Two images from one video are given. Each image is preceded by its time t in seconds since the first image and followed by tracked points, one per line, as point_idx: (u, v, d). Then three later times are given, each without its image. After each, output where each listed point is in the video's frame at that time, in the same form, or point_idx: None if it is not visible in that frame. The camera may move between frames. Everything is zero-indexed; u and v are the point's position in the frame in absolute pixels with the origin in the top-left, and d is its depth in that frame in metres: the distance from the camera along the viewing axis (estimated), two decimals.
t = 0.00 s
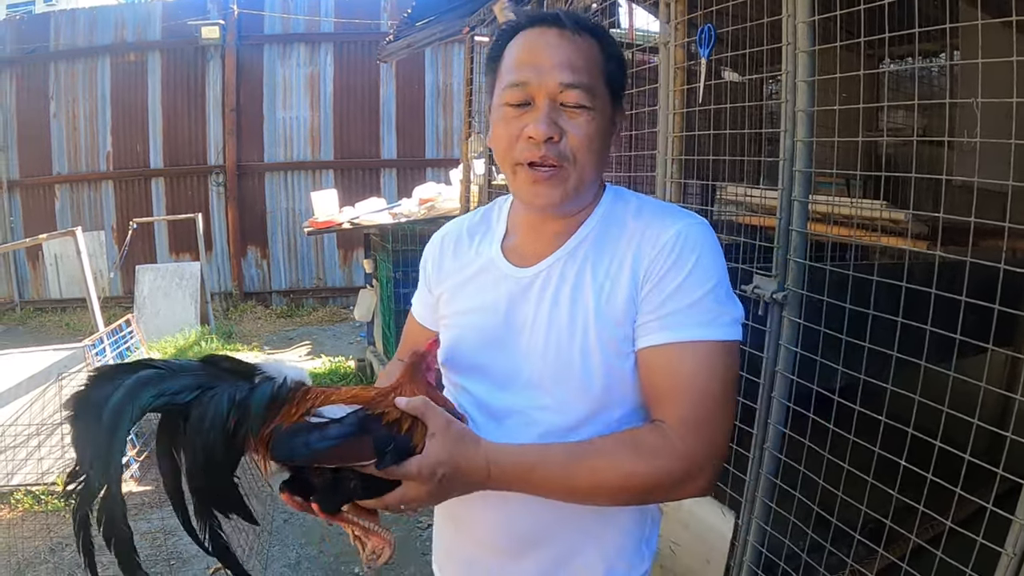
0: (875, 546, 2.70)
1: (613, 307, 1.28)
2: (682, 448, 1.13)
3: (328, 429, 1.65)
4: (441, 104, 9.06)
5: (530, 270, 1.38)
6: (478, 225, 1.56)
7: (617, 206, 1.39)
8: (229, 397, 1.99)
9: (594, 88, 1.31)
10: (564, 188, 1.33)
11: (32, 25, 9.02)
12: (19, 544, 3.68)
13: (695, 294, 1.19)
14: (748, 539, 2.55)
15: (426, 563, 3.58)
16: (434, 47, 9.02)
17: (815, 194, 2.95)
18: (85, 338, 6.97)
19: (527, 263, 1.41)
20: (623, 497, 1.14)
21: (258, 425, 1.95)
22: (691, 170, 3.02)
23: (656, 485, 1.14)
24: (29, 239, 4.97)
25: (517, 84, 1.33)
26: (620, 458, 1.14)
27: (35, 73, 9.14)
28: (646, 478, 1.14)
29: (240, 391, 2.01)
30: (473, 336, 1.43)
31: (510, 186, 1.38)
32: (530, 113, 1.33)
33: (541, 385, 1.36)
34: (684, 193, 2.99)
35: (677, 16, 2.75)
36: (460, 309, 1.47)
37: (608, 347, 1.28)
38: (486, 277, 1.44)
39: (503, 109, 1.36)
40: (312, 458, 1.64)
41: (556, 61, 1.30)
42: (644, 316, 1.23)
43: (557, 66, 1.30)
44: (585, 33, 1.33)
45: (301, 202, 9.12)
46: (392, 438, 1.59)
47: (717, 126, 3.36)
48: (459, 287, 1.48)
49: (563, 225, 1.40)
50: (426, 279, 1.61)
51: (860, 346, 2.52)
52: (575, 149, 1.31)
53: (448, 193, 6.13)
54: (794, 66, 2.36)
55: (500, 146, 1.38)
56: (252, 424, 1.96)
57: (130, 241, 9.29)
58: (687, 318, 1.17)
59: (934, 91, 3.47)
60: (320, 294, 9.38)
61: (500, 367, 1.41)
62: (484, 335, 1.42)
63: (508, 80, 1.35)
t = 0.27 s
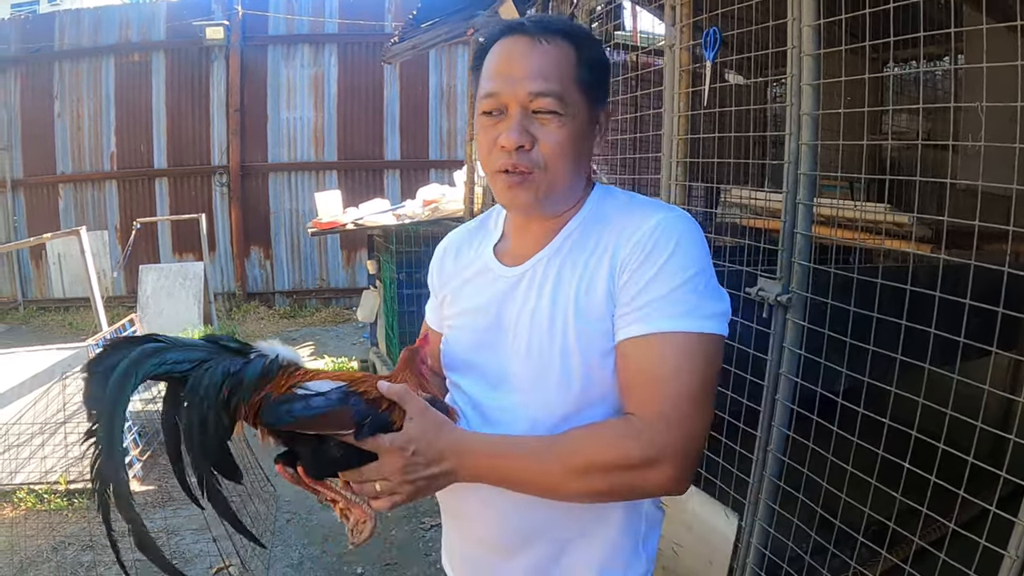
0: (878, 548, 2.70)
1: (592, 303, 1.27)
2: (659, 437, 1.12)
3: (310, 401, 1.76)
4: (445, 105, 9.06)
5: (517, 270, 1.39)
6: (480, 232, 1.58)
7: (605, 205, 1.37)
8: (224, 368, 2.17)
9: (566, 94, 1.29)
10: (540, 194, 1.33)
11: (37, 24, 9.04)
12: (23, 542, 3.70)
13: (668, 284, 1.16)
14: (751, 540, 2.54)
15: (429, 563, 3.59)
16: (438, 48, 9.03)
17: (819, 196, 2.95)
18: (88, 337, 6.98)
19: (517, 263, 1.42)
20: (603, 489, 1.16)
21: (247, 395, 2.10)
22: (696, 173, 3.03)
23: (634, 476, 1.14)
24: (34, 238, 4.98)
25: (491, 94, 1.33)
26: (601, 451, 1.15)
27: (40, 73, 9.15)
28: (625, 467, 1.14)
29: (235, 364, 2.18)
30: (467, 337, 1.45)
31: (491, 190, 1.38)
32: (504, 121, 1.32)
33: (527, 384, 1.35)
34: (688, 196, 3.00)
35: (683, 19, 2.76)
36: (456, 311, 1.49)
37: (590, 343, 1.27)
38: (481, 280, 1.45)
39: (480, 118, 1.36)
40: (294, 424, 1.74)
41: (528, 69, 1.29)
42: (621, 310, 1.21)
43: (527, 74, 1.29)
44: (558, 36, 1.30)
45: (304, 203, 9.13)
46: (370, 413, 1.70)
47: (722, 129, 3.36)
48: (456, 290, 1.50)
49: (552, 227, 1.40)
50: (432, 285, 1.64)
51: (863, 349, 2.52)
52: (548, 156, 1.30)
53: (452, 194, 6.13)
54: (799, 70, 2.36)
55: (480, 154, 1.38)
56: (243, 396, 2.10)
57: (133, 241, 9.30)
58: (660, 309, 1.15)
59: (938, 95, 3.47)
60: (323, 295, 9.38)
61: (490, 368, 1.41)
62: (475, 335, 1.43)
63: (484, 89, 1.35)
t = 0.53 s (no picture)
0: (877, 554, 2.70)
1: (568, 305, 1.17)
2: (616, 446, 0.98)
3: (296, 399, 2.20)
4: (446, 110, 9.07)
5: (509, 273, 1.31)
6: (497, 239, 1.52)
7: (603, 205, 1.26)
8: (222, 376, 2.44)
9: (553, 94, 1.21)
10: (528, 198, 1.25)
11: (40, 27, 9.06)
12: (21, 544, 3.70)
13: (637, 283, 1.04)
14: (750, 545, 2.54)
15: (426, 568, 3.58)
16: (439, 54, 9.04)
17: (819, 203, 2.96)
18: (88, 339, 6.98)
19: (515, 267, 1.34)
20: (541, 493, 1.00)
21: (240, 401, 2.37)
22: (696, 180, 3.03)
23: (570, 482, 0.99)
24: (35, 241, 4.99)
25: (480, 95, 1.27)
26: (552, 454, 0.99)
27: (42, 75, 9.17)
28: (571, 475, 0.99)
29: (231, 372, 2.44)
30: (466, 342, 1.39)
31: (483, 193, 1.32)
32: (492, 123, 1.25)
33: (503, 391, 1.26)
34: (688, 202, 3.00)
35: (684, 27, 2.78)
36: (462, 315, 1.44)
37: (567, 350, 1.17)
38: (483, 286, 1.39)
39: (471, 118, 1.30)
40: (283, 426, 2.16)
41: (514, 69, 1.22)
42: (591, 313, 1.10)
43: (514, 74, 1.22)
44: (544, 34, 1.22)
45: (304, 207, 9.12)
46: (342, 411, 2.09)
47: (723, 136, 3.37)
48: (467, 293, 1.47)
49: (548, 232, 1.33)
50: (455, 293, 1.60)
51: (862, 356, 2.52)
52: (536, 160, 1.23)
53: (452, 199, 6.13)
54: (800, 77, 2.37)
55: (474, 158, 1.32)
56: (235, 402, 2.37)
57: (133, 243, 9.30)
58: (625, 309, 1.02)
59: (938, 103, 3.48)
60: (322, 299, 9.38)
61: (476, 373, 1.34)
62: (471, 339, 1.37)
63: (476, 91, 1.29)
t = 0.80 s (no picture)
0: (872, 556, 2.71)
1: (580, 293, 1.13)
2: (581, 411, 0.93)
3: (294, 419, 2.23)
4: (442, 113, 9.08)
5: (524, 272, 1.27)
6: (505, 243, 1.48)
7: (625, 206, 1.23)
8: (230, 411, 2.53)
9: (594, 84, 1.17)
10: (564, 193, 1.20)
11: (36, 28, 9.04)
12: (17, 547, 3.70)
13: (639, 259, 1.01)
14: (746, 548, 2.55)
15: (423, 570, 3.59)
16: (436, 56, 9.06)
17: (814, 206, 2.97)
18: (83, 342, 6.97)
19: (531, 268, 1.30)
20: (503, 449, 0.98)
21: (245, 434, 2.44)
22: (691, 182, 3.04)
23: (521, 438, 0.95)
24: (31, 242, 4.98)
25: (514, 85, 1.22)
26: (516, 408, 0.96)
27: (38, 76, 9.15)
28: (528, 433, 0.95)
29: (238, 407, 2.52)
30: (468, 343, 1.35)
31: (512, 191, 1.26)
32: (527, 114, 1.20)
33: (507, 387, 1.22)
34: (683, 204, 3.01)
35: (680, 29, 2.79)
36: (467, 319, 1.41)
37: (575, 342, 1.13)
38: (495, 285, 1.35)
39: (502, 112, 1.25)
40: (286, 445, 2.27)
41: (555, 58, 1.18)
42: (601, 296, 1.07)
43: (555, 63, 1.18)
44: (582, 25, 1.20)
45: (301, 209, 9.11)
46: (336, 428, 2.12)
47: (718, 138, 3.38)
48: (474, 297, 1.43)
49: (568, 231, 1.27)
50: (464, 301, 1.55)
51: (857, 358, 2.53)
52: (574, 149, 1.18)
53: (449, 202, 6.14)
54: (795, 81, 2.38)
55: (501, 152, 1.26)
56: (241, 436, 2.45)
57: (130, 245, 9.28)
58: (624, 282, 0.99)
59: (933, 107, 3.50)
60: (319, 301, 9.37)
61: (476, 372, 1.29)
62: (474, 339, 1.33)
63: (506, 82, 1.23)
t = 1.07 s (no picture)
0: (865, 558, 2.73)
1: (618, 307, 1.14)
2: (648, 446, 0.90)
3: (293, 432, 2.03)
4: (433, 115, 9.09)
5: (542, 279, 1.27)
6: (508, 245, 1.47)
7: (643, 213, 1.24)
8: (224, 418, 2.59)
9: (614, 86, 1.18)
10: (586, 195, 1.21)
11: (24, 30, 9.00)
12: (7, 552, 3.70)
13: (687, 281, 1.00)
14: (736, 548, 2.57)
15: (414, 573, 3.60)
16: (426, 58, 9.06)
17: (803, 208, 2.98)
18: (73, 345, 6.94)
19: (546, 272, 1.30)
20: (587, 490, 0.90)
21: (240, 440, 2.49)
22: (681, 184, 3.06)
23: (590, 482, 0.90)
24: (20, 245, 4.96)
25: (532, 86, 1.21)
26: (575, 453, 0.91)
27: (27, 79, 9.11)
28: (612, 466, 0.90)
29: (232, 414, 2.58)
30: (487, 356, 1.32)
31: (529, 194, 1.27)
32: (546, 115, 1.21)
33: (537, 402, 1.21)
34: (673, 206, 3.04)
35: (669, 32, 2.81)
36: (479, 328, 1.38)
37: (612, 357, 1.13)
38: (507, 290, 1.34)
39: (519, 113, 1.25)
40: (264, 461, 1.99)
41: (575, 59, 1.18)
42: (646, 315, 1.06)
43: (575, 65, 1.18)
44: (602, 28, 1.21)
45: (292, 211, 9.10)
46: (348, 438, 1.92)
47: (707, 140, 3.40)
48: (481, 306, 1.41)
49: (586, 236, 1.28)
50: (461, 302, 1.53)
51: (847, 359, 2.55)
52: (595, 151, 1.18)
53: (440, 204, 6.15)
54: (783, 84, 2.40)
55: (516, 153, 1.26)
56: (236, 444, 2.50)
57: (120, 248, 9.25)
58: (675, 305, 0.98)
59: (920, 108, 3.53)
60: (310, 304, 9.36)
61: (500, 386, 1.27)
62: (494, 352, 1.31)
63: (522, 82, 1.23)
